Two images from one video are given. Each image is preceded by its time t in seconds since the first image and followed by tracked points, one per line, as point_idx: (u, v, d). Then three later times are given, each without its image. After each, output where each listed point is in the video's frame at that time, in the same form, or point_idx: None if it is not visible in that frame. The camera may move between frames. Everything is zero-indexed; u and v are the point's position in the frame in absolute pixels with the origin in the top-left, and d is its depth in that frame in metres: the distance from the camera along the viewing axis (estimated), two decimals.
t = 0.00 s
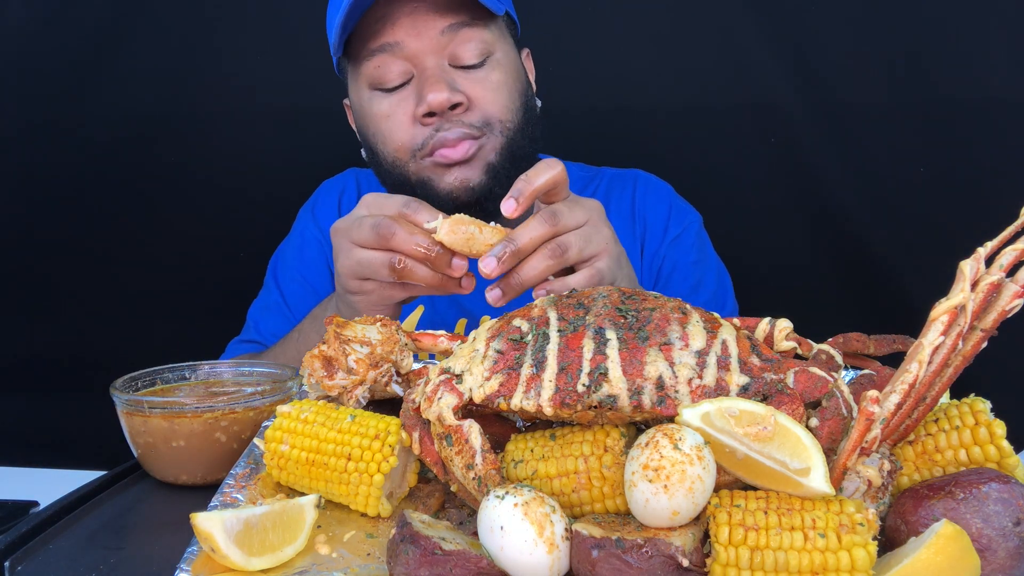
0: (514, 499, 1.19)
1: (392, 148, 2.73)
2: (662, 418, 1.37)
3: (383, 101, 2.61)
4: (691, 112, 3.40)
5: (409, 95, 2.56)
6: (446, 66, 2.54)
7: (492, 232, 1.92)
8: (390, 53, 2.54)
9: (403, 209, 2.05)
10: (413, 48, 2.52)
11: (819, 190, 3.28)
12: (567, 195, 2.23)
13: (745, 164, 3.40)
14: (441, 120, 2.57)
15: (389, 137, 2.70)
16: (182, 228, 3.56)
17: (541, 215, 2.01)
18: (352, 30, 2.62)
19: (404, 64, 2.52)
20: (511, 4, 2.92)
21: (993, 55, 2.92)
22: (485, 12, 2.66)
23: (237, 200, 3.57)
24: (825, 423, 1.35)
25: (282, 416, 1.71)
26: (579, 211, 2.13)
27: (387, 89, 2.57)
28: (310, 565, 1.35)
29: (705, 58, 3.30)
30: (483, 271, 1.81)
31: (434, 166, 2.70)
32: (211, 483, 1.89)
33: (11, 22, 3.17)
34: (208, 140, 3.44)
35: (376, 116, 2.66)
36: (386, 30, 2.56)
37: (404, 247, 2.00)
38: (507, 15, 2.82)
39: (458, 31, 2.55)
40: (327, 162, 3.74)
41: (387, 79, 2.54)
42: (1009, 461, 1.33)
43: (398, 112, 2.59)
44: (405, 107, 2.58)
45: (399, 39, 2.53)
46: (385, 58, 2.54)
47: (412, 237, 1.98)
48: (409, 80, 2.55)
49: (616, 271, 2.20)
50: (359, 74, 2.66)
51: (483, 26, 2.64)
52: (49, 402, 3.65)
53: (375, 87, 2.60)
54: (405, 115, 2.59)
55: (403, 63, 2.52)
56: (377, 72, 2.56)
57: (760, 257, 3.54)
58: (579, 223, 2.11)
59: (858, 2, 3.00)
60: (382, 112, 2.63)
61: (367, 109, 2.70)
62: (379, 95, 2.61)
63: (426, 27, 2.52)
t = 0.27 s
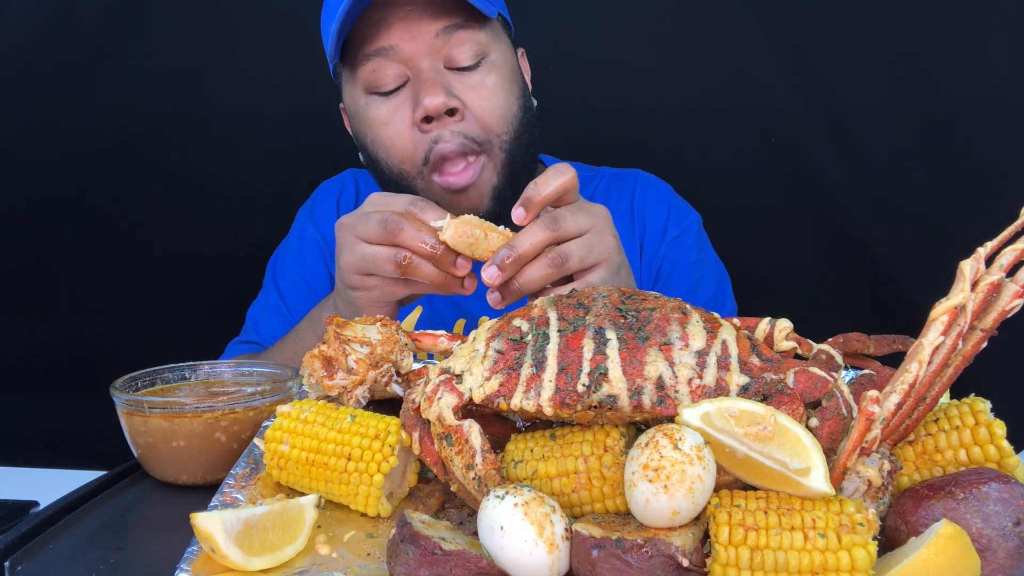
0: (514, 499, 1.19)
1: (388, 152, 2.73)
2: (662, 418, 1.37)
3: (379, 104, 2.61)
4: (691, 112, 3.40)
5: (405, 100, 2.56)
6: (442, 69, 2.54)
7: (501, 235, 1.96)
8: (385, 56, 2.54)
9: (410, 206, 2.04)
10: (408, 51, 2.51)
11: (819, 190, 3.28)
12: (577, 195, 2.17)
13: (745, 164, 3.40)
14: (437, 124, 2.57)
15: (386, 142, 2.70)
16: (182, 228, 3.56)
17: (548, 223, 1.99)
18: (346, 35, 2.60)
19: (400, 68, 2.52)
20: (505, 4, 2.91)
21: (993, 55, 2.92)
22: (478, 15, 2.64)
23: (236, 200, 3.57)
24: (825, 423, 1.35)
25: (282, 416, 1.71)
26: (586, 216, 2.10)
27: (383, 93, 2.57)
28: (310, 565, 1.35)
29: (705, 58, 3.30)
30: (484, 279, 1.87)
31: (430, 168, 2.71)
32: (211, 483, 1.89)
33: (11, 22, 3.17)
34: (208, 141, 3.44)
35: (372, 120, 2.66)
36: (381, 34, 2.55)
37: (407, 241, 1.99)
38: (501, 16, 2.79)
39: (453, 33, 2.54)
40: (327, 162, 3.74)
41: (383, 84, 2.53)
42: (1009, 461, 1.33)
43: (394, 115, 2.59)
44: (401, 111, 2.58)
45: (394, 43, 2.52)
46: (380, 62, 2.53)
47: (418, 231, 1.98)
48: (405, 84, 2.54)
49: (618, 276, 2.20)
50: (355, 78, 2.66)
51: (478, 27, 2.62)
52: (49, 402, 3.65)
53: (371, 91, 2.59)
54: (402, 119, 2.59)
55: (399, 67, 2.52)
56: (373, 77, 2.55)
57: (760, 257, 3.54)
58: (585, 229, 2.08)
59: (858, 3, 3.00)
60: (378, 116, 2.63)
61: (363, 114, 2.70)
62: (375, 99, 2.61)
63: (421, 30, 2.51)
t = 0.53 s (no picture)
0: (514, 499, 1.19)
1: (390, 146, 2.72)
2: (662, 418, 1.37)
3: (383, 98, 2.60)
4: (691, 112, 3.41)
5: (408, 94, 2.55)
6: (446, 66, 2.54)
7: (508, 231, 1.93)
8: (391, 50, 2.55)
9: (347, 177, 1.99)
10: (414, 46, 2.52)
11: (819, 190, 3.28)
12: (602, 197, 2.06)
13: (745, 164, 3.41)
14: (440, 119, 2.56)
15: (388, 136, 2.70)
16: (182, 228, 3.56)
17: (560, 230, 1.92)
18: (354, 26, 2.63)
19: (405, 63, 2.52)
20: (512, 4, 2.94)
21: (993, 55, 2.92)
22: (485, 12, 2.68)
23: (237, 200, 3.57)
24: (825, 423, 1.35)
25: (282, 416, 1.71)
26: (604, 223, 2.00)
27: (387, 87, 2.57)
28: (310, 565, 1.35)
29: (705, 58, 3.30)
30: (484, 278, 1.86)
31: (432, 164, 2.69)
32: (211, 483, 1.89)
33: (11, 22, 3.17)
34: (209, 140, 3.44)
35: (375, 113, 2.65)
36: (389, 28, 2.57)
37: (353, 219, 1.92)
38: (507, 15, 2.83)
39: (460, 30, 2.56)
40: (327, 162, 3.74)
41: (388, 78, 2.53)
42: (1009, 461, 1.33)
43: (397, 109, 2.59)
44: (404, 106, 2.57)
45: (401, 37, 2.54)
46: (386, 56, 2.53)
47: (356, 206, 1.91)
48: (410, 79, 2.54)
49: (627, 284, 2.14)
50: (360, 70, 2.66)
51: (484, 26, 2.65)
52: (49, 402, 3.65)
53: (375, 84, 2.59)
54: (405, 113, 2.59)
55: (404, 61, 2.52)
56: (378, 70, 2.55)
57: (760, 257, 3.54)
58: (599, 237, 2.00)
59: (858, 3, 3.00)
60: (381, 110, 2.62)
61: (366, 107, 2.69)
62: (379, 93, 2.60)
63: (427, 26, 2.53)
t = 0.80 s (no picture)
0: (514, 499, 1.19)
1: (395, 135, 2.70)
2: (662, 418, 1.37)
3: (389, 86, 2.60)
4: (690, 112, 3.41)
5: (415, 82, 2.55)
6: (454, 56, 2.55)
7: (502, 218, 1.91)
8: (399, 38, 2.54)
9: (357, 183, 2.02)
10: (422, 35, 2.53)
11: (819, 190, 3.28)
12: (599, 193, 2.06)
13: (745, 164, 3.41)
14: (447, 107, 2.56)
15: (393, 124, 2.67)
16: (182, 228, 3.57)
17: (549, 223, 1.93)
18: (362, 18, 2.60)
19: (413, 51, 2.52)
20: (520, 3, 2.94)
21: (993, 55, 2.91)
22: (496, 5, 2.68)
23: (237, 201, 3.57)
24: (825, 423, 1.35)
25: (282, 416, 1.71)
26: (598, 220, 2.00)
27: (395, 74, 2.57)
28: (310, 565, 1.35)
29: (705, 59, 3.30)
30: (471, 262, 1.88)
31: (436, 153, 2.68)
32: (211, 483, 1.89)
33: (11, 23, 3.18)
34: (209, 140, 3.44)
35: (381, 101, 2.64)
36: (396, 17, 2.56)
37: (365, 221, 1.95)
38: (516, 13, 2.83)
39: (469, 20, 2.57)
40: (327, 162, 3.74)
41: (396, 64, 2.53)
42: (1009, 461, 1.32)
43: (403, 98, 2.58)
44: (411, 93, 2.56)
45: (410, 25, 2.53)
46: (394, 43, 2.53)
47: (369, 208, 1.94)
48: (418, 67, 2.54)
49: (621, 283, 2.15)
50: (367, 57, 2.65)
51: (492, 18, 2.65)
52: (49, 402, 3.65)
53: (383, 71, 2.59)
54: (411, 101, 2.57)
55: (413, 49, 2.52)
56: (386, 57, 2.55)
57: (760, 257, 3.54)
58: (592, 234, 2.00)
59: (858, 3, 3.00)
60: (387, 97, 2.61)
61: (372, 95, 2.68)
62: (385, 81, 2.60)
63: (437, 15, 2.53)
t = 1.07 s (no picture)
0: (514, 499, 1.19)
1: (391, 127, 2.71)
2: (662, 418, 1.37)
3: (390, 79, 2.60)
4: (690, 113, 3.41)
5: (415, 77, 2.56)
6: (456, 55, 2.55)
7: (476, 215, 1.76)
8: (403, 34, 2.54)
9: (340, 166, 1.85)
10: (427, 32, 2.53)
11: (819, 191, 3.28)
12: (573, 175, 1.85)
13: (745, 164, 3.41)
14: (442, 104, 2.58)
15: (390, 115, 2.68)
16: (182, 228, 3.57)
17: (519, 219, 1.75)
18: (369, 7, 2.61)
19: (416, 47, 2.52)
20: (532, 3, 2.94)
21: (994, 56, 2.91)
22: (502, 6, 2.67)
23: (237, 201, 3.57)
24: (825, 423, 1.35)
25: (282, 417, 1.71)
26: (573, 207, 1.83)
27: (396, 69, 2.57)
28: (310, 565, 1.35)
29: (705, 59, 3.30)
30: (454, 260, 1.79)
31: (428, 148, 2.70)
32: (211, 483, 1.89)
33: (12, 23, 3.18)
34: (209, 141, 3.44)
35: (380, 93, 2.65)
36: (403, 12, 2.57)
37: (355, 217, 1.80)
38: (525, 12, 2.83)
39: (473, 22, 2.57)
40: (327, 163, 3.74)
41: (398, 60, 2.53)
42: (1009, 461, 1.32)
43: (402, 91, 2.59)
44: (410, 88, 2.57)
45: (415, 22, 2.53)
46: (398, 37, 2.53)
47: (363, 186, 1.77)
48: (419, 63, 2.54)
49: (615, 266, 1.98)
50: (371, 49, 2.65)
51: (497, 19, 2.65)
52: (49, 403, 3.65)
53: (385, 64, 2.59)
54: (409, 94, 2.58)
55: (415, 45, 2.53)
56: (389, 51, 2.55)
57: (760, 257, 3.54)
58: (568, 222, 1.84)
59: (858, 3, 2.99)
60: (387, 90, 2.62)
61: (373, 86, 2.69)
62: (387, 73, 2.60)
63: (441, 14, 2.53)
